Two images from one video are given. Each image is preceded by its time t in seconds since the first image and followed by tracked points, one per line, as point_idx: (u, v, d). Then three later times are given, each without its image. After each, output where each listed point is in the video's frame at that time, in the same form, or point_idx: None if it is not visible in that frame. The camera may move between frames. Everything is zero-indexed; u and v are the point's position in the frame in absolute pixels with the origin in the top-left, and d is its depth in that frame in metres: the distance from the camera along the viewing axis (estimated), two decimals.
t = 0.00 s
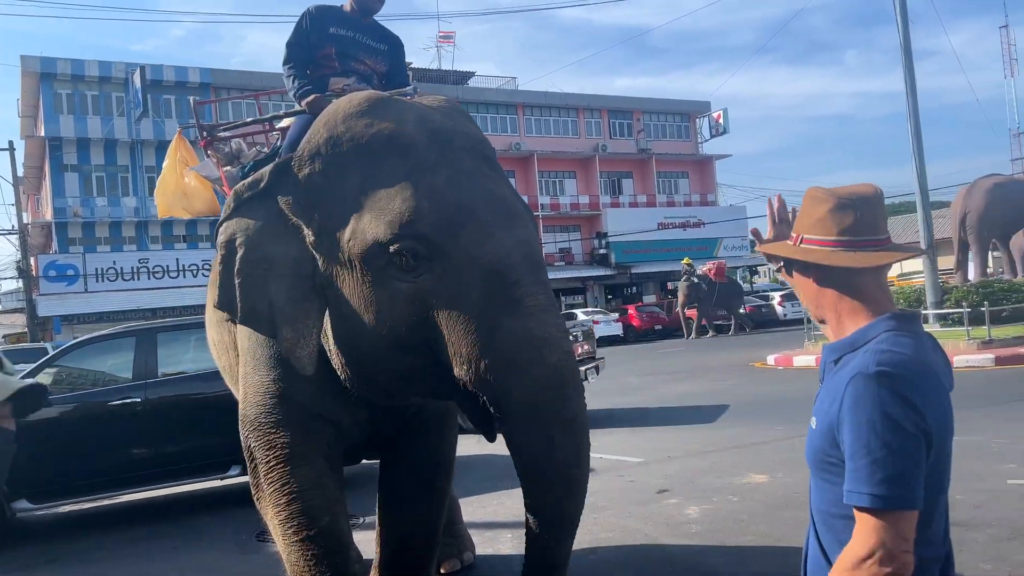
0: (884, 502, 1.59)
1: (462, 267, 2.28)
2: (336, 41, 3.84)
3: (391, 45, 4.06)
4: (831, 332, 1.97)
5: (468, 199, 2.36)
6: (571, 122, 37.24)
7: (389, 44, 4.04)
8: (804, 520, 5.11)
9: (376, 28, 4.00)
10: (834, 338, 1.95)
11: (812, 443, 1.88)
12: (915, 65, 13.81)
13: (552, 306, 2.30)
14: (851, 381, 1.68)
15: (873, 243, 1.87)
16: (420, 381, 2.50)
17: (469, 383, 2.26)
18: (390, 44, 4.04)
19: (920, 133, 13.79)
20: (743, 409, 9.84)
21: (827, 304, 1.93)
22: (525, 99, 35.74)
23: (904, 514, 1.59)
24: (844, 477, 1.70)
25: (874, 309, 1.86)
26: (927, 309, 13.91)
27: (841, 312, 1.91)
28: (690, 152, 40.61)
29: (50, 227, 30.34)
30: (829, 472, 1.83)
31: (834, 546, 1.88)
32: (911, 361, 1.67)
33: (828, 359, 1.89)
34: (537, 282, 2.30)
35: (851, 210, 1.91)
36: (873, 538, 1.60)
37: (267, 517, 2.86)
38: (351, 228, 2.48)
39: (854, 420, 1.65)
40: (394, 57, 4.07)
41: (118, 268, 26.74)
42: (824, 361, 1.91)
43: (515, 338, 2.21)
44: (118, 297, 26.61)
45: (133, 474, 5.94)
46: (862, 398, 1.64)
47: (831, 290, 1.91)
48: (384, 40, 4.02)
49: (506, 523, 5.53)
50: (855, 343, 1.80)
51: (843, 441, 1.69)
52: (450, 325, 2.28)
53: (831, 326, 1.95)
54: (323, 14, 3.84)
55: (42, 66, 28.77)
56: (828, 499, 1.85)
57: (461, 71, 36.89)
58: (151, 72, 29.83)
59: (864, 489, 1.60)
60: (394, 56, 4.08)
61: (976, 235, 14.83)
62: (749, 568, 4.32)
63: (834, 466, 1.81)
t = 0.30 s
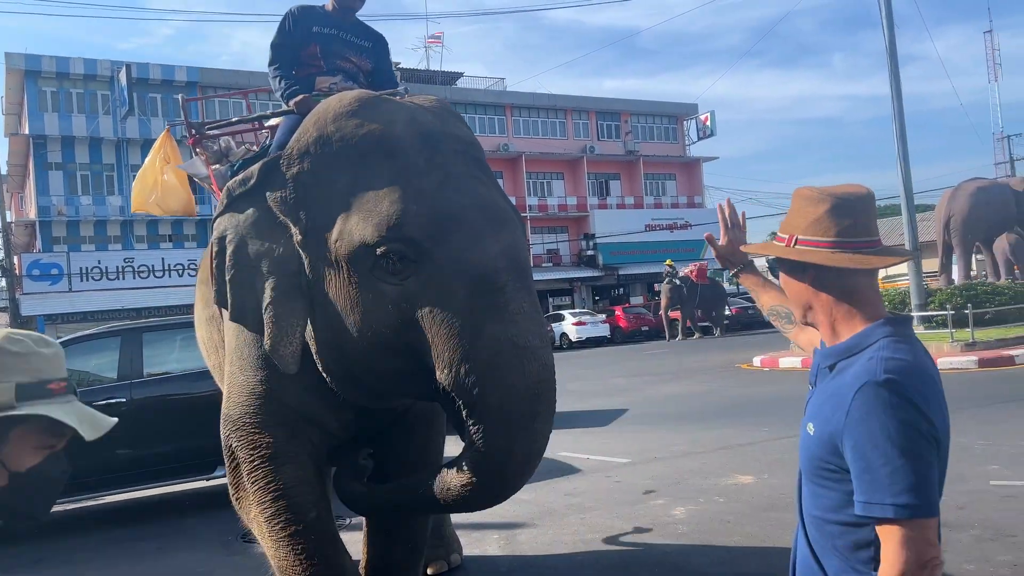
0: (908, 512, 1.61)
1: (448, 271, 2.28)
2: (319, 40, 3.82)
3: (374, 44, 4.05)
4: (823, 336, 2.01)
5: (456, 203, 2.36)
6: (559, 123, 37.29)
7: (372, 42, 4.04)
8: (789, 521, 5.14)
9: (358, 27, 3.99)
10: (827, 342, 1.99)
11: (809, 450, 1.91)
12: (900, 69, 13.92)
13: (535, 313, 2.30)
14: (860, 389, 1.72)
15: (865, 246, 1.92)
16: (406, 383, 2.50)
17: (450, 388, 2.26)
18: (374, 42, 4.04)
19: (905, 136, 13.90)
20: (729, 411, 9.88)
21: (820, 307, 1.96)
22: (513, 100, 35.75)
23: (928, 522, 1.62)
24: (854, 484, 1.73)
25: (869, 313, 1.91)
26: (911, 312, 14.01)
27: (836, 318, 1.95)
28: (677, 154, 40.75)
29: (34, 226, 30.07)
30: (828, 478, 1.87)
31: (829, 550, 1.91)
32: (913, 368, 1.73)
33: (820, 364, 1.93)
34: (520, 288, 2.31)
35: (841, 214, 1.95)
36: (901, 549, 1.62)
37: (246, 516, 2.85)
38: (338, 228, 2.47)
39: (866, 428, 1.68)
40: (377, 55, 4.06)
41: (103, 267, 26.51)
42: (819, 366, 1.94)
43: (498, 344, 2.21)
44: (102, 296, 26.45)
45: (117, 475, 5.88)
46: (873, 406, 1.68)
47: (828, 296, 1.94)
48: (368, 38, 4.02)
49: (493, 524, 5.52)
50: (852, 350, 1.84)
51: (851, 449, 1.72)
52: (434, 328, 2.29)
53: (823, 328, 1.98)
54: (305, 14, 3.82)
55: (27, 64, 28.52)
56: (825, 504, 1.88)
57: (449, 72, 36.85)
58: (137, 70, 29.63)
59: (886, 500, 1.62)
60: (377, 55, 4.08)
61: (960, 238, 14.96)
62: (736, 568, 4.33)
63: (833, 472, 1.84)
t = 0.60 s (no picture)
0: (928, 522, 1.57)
1: (424, 268, 2.28)
2: (314, 40, 3.85)
3: (371, 41, 4.05)
4: (833, 337, 2.00)
5: (435, 196, 2.35)
6: (553, 124, 37.33)
7: (369, 40, 4.03)
8: (782, 521, 5.16)
9: (355, 25, 3.99)
10: (838, 343, 1.98)
11: (826, 456, 1.86)
12: (893, 71, 13.97)
13: (513, 308, 2.30)
14: (887, 395, 1.67)
15: (885, 246, 1.91)
16: (387, 381, 2.52)
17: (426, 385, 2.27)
18: (371, 40, 4.04)
19: (898, 138, 13.96)
20: (723, 412, 9.90)
21: (834, 308, 1.95)
22: (508, 100, 35.78)
23: (948, 534, 1.57)
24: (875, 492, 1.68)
25: (886, 316, 1.91)
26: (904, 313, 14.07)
27: (851, 321, 1.94)
28: (671, 155, 40.83)
29: (27, 224, 29.98)
30: (844, 486, 1.83)
31: (839, 554, 1.88)
32: (936, 374, 1.69)
33: (834, 368, 1.90)
34: (498, 284, 2.30)
35: (860, 213, 1.93)
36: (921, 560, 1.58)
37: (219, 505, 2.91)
38: (318, 225, 2.49)
39: (891, 435, 1.63)
40: (374, 52, 4.06)
41: (96, 266, 26.43)
42: (834, 370, 1.91)
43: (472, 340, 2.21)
44: (95, 295, 26.37)
45: (110, 475, 5.86)
46: (899, 413, 1.63)
47: (846, 298, 1.93)
48: (363, 35, 4.01)
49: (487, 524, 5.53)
50: (871, 354, 1.81)
51: (874, 456, 1.67)
52: (410, 324, 2.29)
53: (836, 328, 1.96)
54: (300, 15, 3.85)
55: (21, 62, 28.44)
56: (837, 510, 1.85)
57: (444, 72, 36.87)
58: (131, 68, 29.56)
59: (909, 508, 1.57)
60: (376, 52, 4.08)
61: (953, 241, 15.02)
62: (728, 568, 4.35)
63: (851, 480, 1.80)
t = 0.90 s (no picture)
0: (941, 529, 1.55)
1: (376, 275, 2.27)
2: (314, 36, 3.86)
3: (373, 40, 4.06)
4: (853, 343, 1.96)
5: (387, 201, 2.30)
6: (556, 124, 37.33)
7: (370, 38, 4.04)
8: (783, 522, 5.16)
9: (356, 23, 4.01)
10: (859, 349, 1.93)
11: (847, 462, 1.84)
12: (896, 71, 13.96)
13: (468, 317, 2.23)
14: (910, 399, 1.64)
15: (902, 239, 1.88)
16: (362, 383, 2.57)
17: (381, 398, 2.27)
18: (372, 39, 4.04)
19: (901, 139, 13.95)
20: (724, 412, 9.90)
21: (856, 310, 1.90)
22: (510, 100, 35.77)
23: (962, 543, 1.55)
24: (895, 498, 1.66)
25: (909, 317, 1.86)
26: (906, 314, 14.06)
27: (872, 325, 1.89)
28: (673, 156, 40.81)
29: (29, 223, 30.00)
30: (865, 491, 1.80)
31: (857, 559, 1.87)
32: (963, 379, 1.65)
33: (857, 372, 1.87)
34: (453, 292, 2.24)
35: (872, 211, 1.90)
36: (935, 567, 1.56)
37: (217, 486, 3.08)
38: (283, 231, 2.52)
39: (913, 439, 1.60)
40: (375, 51, 4.06)
41: (98, 265, 26.44)
42: (856, 373, 1.88)
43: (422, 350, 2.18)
44: (98, 294, 26.39)
45: (112, 473, 5.89)
46: (921, 417, 1.60)
47: (867, 302, 1.88)
48: (364, 33, 4.02)
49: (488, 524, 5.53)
50: (892, 358, 1.77)
51: (896, 461, 1.65)
52: (365, 333, 2.30)
53: (858, 333, 1.92)
54: (301, 13, 3.89)
55: (24, 61, 28.51)
56: (855, 515, 1.83)
57: (447, 72, 36.86)
58: (134, 67, 29.57)
59: (926, 516, 1.55)
60: (377, 52, 4.08)
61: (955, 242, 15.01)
62: (729, 569, 4.35)
63: (872, 486, 1.78)
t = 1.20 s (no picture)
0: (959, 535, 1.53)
1: (307, 269, 2.30)
2: (314, 35, 3.93)
3: (379, 38, 4.04)
4: (875, 344, 1.92)
5: (320, 196, 2.33)
6: (564, 124, 37.30)
7: (374, 35, 4.02)
8: (793, 523, 5.13)
9: (360, 20, 4.03)
10: (881, 351, 1.89)
11: (865, 463, 1.81)
12: (907, 70, 13.88)
13: (396, 307, 2.21)
14: (934, 403, 1.62)
15: (926, 238, 1.86)
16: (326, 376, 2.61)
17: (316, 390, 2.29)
18: (377, 36, 4.02)
19: (912, 139, 13.88)
20: (732, 413, 9.85)
21: (876, 311, 1.87)
22: (519, 100, 35.77)
23: (984, 551, 1.53)
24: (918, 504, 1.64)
25: (932, 317, 1.82)
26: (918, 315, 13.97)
27: (895, 326, 1.86)
28: (683, 155, 40.69)
29: (41, 222, 30.17)
30: (881, 493, 1.78)
31: (870, 561, 1.85)
32: (987, 382, 1.63)
33: (877, 371, 1.84)
34: (382, 283, 2.24)
35: (895, 209, 1.88)
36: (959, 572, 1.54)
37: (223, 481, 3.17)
38: (240, 229, 2.59)
39: (935, 443, 1.59)
40: (379, 47, 4.02)
41: (109, 264, 26.56)
42: (875, 374, 1.85)
43: (346, 342, 2.17)
44: (108, 293, 26.51)
45: (122, 472, 5.92)
46: (944, 421, 1.58)
47: (889, 302, 1.85)
48: (367, 29, 4.03)
49: (495, 523, 5.52)
50: (913, 361, 1.74)
51: (916, 463, 1.63)
52: (302, 324, 2.32)
53: (878, 334, 1.88)
54: (306, 13, 3.99)
55: (35, 61, 28.66)
56: (870, 517, 1.81)
57: (455, 72, 36.90)
58: (144, 67, 29.70)
59: (951, 522, 1.53)
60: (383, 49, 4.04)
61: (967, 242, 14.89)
62: (738, 570, 4.32)
63: (889, 489, 1.76)
